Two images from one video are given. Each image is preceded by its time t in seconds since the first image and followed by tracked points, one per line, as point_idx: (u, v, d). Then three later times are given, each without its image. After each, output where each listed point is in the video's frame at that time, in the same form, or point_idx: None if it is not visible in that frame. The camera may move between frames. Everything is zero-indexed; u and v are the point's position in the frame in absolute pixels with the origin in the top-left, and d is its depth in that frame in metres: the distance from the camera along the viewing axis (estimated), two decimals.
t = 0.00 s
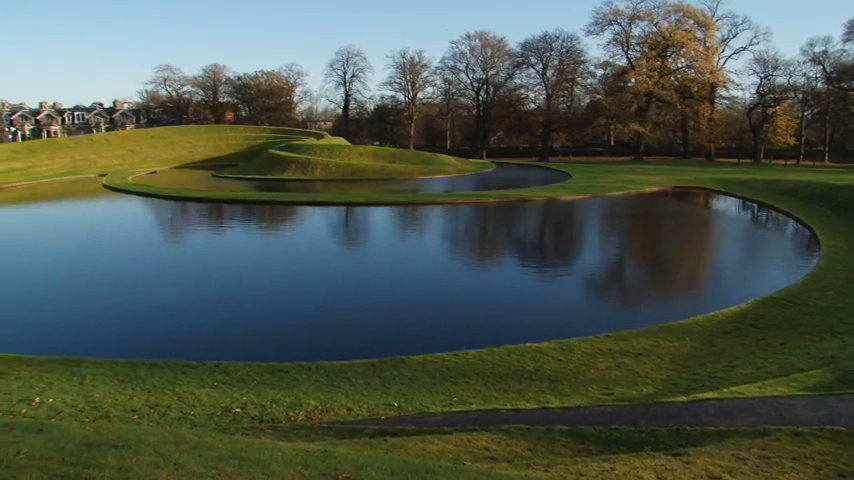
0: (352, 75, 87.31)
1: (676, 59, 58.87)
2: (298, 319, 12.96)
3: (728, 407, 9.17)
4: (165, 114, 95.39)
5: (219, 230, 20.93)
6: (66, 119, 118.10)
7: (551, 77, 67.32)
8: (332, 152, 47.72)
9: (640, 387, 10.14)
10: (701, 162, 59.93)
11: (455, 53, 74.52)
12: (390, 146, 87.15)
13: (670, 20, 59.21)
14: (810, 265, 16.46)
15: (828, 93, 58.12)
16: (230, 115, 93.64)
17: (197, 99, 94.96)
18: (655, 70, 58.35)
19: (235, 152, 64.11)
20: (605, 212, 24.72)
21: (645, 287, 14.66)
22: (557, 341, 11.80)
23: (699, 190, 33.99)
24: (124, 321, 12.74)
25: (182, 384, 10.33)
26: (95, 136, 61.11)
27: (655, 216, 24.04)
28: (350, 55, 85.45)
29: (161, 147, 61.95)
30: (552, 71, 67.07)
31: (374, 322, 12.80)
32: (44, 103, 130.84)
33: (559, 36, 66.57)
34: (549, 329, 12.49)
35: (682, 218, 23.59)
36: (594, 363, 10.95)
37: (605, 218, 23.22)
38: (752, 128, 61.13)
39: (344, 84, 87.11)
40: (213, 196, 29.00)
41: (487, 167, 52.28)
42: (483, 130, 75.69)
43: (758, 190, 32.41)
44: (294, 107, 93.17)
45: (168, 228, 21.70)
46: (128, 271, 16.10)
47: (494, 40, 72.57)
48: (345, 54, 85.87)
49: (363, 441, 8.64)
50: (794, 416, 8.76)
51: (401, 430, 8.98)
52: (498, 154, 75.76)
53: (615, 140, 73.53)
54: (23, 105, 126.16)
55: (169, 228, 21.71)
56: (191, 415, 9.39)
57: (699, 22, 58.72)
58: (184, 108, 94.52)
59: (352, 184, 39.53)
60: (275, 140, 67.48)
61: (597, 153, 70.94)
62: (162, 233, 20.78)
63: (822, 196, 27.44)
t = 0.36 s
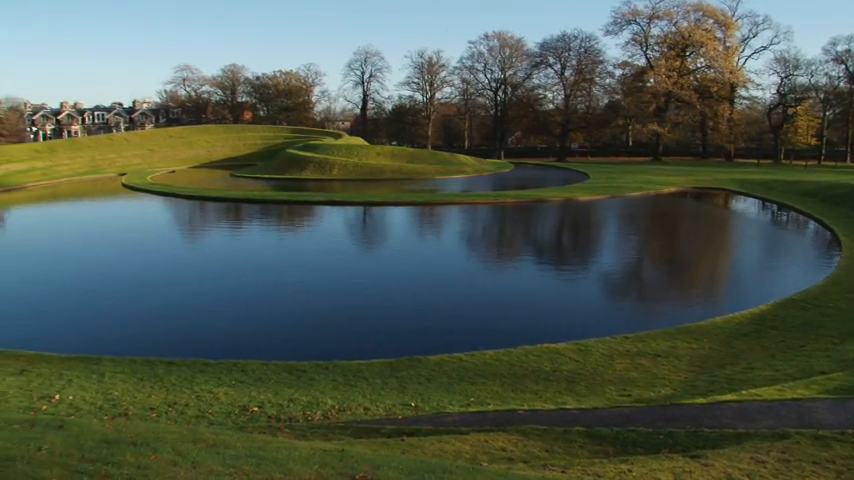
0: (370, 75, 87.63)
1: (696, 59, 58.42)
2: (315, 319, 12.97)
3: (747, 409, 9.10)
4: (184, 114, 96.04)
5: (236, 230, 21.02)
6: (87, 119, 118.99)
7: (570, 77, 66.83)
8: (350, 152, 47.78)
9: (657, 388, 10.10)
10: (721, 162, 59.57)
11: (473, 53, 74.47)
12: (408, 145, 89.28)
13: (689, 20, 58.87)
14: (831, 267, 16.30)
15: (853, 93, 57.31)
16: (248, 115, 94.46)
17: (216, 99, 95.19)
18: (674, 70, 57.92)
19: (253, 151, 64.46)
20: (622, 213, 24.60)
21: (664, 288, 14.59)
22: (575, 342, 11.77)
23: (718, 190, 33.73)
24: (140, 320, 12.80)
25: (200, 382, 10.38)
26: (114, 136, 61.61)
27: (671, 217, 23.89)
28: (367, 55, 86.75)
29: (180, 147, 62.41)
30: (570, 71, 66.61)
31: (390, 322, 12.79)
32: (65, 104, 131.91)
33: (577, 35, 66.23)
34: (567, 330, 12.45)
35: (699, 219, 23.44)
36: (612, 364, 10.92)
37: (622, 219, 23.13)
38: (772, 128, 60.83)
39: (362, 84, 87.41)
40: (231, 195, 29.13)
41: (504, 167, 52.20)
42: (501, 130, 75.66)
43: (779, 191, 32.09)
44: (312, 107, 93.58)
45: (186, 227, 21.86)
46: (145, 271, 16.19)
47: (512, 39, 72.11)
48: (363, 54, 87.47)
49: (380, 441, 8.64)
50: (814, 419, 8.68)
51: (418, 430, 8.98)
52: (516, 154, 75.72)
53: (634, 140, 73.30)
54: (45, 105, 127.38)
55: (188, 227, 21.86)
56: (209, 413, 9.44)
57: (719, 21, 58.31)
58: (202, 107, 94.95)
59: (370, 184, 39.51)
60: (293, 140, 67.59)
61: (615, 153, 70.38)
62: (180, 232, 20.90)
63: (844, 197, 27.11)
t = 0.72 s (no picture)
0: (389, 75, 87.64)
1: (715, 59, 58.21)
2: (333, 318, 13.00)
3: (766, 412, 9.03)
4: (203, 114, 96.69)
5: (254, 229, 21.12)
6: (106, 119, 119.70)
7: (588, 77, 67.07)
8: (368, 152, 47.80)
9: (676, 390, 10.05)
10: (742, 163, 59.16)
11: (491, 53, 74.47)
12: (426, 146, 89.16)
13: (709, 19, 58.50)
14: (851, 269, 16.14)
15: None
16: (267, 114, 95.66)
17: (235, 99, 96.39)
18: (694, 70, 57.90)
19: (271, 152, 64.80)
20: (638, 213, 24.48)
21: (682, 289, 14.53)
22: (592, 342, 11.75)
23: (738, 191, 33.49)
24: (158, 318, 12.89)
25: (218, 381, 10.42)
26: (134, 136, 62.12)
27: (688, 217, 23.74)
28: (385, 54, 85.44)
29: (200, 146, 62.88)
30: (589, 71, 66.74)
31: (407, 322, 12.80)
32: (85, 104, 132.77)
33: (596, 35, 66.18)
34: (585, 331, 12.41)
35: (717, 220, 23.30)
36: (630, 365, 10.88)
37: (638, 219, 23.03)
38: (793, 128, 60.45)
39: (380, 84, 87.61)
40: (250, 195, 29.27)
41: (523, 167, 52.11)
42: (520, 130, 75.56)
43: (800, 191, 31.84)
44: (330, 107, 93.84)
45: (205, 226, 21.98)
46: (162, 269, 16.30)
47: (531, 39, 72.07)
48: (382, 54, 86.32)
49: (398, 440, 8.63)
50: (836, 423, 8.58)
51: (436, 431, 8.96)
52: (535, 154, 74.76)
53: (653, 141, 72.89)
54: (66, 105, 128.40)
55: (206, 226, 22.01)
56: (227, 411, 9.48)
57: (740, 21, 57.93)
58: (221, 107, 95.43)
59: (388, 184, 39.49)
60: (312, 140, 67.77)
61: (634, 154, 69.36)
62: (198, 231, 21.05)
63: None
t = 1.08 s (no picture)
0: (408, 75, 88.55)
1: (738, 58, 57.99)
2: (352, 317, 13.04)
3: (788, 415, 8.95)
4: (223, 113, 98.03)
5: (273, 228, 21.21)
6: (128, 118, 120.88)
7: (609, 77, 66.36)
8: (388, 151, 47.89)
9: (696, 392, 9.98)
10: (764, 163, 58.80)
11: (512, 53, 74.53)
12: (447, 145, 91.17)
13: (731, 18, 58.09)
14: None
15: None
16: (287, 114, 96.59)
17: (255, 98, 97.24)
18: (715, 70, 57.80)
19: (290, 151, 65.25)
20: (656, 214, 24.35)
21: (703, 290, 14.47)
22: (612, 343, 11.71)
23: (759, 192, 33.22)
24: (178, 316, 13.00)
25: (237, 380, 10.46)
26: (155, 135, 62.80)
27: (706, 218, 23.60)
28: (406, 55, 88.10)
29: (221, 146, 63.52)
30: (609, 71, 66.12)
31: (426, 321, 12.81)
32: (108, 103, 134.23)
33: (616, 35, 65.46)
34: (605, 331, 12.38)
35: (734, 221, 23.15)
36: (649, 367, 10.83)
37: (655, 220, 22.90)
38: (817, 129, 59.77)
39: (400, 84, 88.23)
40: (269, 194, 29.41)
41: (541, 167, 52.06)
42: (540, 131, 75.81)
43: (823, 193, 31.47)
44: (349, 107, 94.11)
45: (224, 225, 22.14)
46: (181, 268, 16.41)
47: (551, 39, 71.86)
48: (403, 55, 89.15)
49: (416, 440, 8.63)
50: None
51: (454, 431, 8.96)
52: (556, 154, 76.12)
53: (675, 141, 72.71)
54: (90, 105, 130.03)
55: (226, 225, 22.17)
56: (246, 410, 9.51)
57: (763, 20, 57.54)
58: (242, 107, 96.96)
59: (407, 184, 39.57)
60: (330, 140, 67.91)
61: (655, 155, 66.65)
62: (217, 230, 21.18)
63: None
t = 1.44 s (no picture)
0: (428, 75, 88.87)
1: (760, 58, 57.64)
2: (370, 317, 13.06)
3: (811, 419, 8.85)
4: (244, 112, 99.05)
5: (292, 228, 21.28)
6: (150, 118, 121.84)
7: (630, 77, 66.38)
8: (408, 151, 47.99)
9: (717, 394, 9.91)
10: (787, 164, 58.47)
11: (532, 53, 74.25)
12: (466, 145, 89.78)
13: (755, 17, 57.71)
14: None
15: None
16: (307, 114, 97.27)
17: (275, 98, 98.16)
18: (737, 70, 57.41)
19: (310, 151, 65.71)
20: (675, 215, 24.17)
21: (723, 292, 14.37)
22: (632, 344, 11.67)
23: (782, 193, 32.91)
24: (197, 315, 13.08)
25: (257, 378, 10.49)
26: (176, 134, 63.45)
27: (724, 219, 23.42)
28: (426, 55, 88.84)
29: (242, 145, 64.09)
30: (630, 71, 66.14)
31: (445, 322, 12.81)
32: (129, 103, 135.47)
33: (638, 35, 65.48)
34: (624, 332, 12.33)
35: (753, 222, 22.95)
36: (670, 368, 10.77)
37: (675, 221, 22.75)
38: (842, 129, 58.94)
39: (420, 84, 88.61)
40: (288, 194, 29.52)
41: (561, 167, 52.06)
42: (560, 131, 75.73)
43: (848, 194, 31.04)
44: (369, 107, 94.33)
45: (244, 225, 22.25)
46: (199, 267, 16.50)
47: (571, 39, 71.59)
48: (422, 55, 89.93)
49: (435, 440, 8.62)
50: None
51: (473, 431, 8.95)
52: (576, 154, 76.06)
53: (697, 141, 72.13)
54: (112, 104, 131.15)
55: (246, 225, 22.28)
56: (265, 409, 9.53)
57: (787, 19, 57.06)
58: (263, 107, 98.00)
59: (426, 183, 39.60)
60: (351, 140, 68.11)
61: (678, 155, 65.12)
62: (234, 229, 21.28)
63: None
